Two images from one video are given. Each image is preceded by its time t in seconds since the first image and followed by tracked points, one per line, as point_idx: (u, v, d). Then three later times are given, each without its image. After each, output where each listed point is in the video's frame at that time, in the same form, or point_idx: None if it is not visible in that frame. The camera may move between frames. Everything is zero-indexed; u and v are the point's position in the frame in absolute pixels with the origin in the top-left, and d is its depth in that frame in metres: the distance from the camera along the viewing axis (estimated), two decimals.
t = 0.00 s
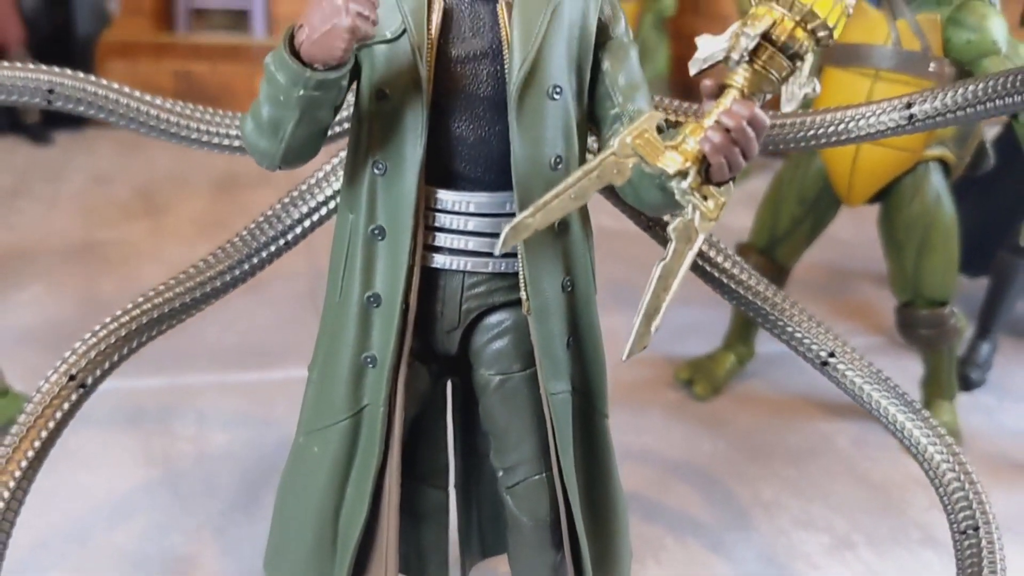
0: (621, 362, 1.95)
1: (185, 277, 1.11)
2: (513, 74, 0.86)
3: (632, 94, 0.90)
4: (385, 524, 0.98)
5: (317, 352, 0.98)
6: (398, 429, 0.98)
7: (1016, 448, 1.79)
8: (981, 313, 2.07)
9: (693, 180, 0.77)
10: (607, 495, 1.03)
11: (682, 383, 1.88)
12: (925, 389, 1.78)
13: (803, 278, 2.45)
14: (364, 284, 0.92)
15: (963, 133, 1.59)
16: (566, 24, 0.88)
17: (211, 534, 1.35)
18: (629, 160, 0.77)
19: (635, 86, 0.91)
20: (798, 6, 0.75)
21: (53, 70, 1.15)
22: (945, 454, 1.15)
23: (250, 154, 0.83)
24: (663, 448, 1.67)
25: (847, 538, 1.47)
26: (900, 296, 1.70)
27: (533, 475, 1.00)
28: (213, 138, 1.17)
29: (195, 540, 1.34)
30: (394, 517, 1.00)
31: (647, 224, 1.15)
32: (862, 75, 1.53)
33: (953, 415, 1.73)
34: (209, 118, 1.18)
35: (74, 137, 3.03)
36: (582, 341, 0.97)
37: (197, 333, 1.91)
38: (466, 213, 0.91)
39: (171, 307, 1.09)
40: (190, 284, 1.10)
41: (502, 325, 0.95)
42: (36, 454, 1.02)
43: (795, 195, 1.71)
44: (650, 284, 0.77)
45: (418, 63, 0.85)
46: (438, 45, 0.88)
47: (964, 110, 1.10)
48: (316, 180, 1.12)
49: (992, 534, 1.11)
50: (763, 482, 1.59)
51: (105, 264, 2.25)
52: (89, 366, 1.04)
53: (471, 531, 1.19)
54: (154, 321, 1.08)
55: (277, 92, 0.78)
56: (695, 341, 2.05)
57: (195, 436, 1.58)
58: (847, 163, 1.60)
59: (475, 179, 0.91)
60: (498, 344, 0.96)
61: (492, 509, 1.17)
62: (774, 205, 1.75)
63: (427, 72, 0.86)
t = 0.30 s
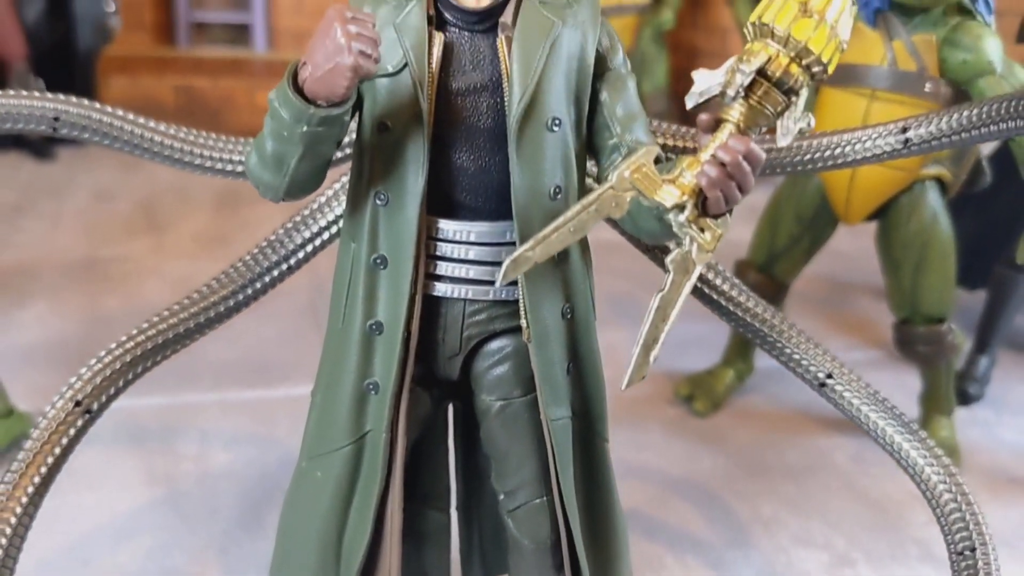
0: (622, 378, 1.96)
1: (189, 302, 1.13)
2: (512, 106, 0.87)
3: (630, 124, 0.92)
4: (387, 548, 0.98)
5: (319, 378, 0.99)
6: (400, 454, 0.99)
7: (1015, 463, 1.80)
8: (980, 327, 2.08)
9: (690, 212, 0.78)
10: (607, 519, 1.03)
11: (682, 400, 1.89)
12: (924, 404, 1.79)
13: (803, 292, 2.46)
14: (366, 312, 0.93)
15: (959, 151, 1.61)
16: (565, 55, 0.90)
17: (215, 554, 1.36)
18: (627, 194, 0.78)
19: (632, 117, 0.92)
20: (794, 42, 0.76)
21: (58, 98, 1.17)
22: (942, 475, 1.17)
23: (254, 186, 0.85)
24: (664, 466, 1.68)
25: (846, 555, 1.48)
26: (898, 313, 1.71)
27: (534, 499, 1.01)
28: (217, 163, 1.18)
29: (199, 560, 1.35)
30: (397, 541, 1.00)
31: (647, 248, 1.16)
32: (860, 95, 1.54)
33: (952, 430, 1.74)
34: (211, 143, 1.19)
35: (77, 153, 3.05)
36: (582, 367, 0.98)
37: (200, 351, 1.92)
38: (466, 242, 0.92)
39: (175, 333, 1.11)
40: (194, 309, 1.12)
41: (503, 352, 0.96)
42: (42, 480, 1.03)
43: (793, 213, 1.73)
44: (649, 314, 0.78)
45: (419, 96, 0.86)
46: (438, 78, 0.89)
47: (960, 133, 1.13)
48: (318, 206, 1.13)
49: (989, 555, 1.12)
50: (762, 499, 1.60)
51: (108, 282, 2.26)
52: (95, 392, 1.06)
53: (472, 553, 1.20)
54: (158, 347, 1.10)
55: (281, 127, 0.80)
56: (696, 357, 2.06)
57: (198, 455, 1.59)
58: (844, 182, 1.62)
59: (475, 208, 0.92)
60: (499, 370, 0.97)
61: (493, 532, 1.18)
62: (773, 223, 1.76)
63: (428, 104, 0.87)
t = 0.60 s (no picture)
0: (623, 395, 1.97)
1: (196, 329, 1.15)
2: (513, 142, 0.89)
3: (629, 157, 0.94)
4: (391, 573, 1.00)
5: (324, 405, 1.01)
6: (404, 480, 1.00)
7: (1014, 479, 1.81)
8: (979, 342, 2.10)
9: (687, 248, 0.80)
10: (608, 544, 1.04)
11: (683, 417, 1.91)
12: (923, 421, 1.81)
13: (804, 306, 2.48)
14: (370, 342, 0.95)
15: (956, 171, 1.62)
16: (565, 91, 0.91)
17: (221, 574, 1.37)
18: (625, 231, 0.81)
19: (631, 150, 0.94)
20: (789, 82, 0.77)
21: (66, 127, 1.19)
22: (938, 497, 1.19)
23: (260, 221, 0.87)
24: (666, 484, 1.69)
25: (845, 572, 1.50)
26: (897, 331, 1.73)
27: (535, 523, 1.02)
28: (224, 189, 1.20)
29: None
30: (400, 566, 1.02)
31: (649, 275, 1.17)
32: (857, 117, 1.56)
33: (951, 446, 1.76)
34: (217, 171, 1.21)
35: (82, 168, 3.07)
36: (584, 396, 1.00)
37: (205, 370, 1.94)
38: (469, 273, 0.94)
39: (182, 359, 1.13)
40: (201, 336, 1.14)
41: (505, 380, 0.98)
42: (53, 505, 1.06)
43: (792, 232, 1.74)
44: (648, 347, 0.80)
45: (422, 133, 0.88)
46: (440, 113, 0.91)
47: (957, 160, 1.16)
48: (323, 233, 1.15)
49: None
50: (761, 516, 1.62)
51: (113, 299, 2.28)
52: (104, 419, 1.09)
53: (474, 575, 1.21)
54: (165, 374, 1.12)
55: (288, 166, 0.82)
56: (697, 373, 2.08)
57: (204, 475, 1.60)
58: (842, 202, 1.63)
59: (478, 240, 0.94)
60: (501, 398, 0.98)
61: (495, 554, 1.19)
62: (772, 242, 1.78)
63: (430, 140, 0.89)
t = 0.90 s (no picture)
0: (624, 409, 1.98)
1: (200, 352, 1.16)
2: (514, 172, 0.90)
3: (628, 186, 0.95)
4: None
5: (328, 430, 1.02)
6: (406, 503, 1.01)
7: (1013, 493, 1.82)
8: (978, 354, 2.11)
9: (685, 278, 0.81)
10: (609, 567, 1.05)
11: (683, 431, 1.92)
12: (923, 436, 1.81)
13: (804, 318, 2.49)
14: (373, 369, 0.95)
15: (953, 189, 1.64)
16: (565, 120, 0.93)
17: None
18: (624, 261, 0.82)
19: (630, 178, 0.96)
20: (784, 115, 0.78)
21: (72, 152, 1.20)
22: (935, 517, 1.20)
23: (265, 251, 0.88)
24: (667, 499, 1.70)
25: None
26: (896, 347, 1.74)
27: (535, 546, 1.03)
28: (227, 212, 1.21)
29: None
30: None
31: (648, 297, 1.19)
32: (855, 135, 1.58)
33: (950, 461, 1.76)
34: (222, 194, 1.22)
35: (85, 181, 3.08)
36: (585, 420, 1.01)
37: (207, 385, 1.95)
38: (470, 300, 0.95)
39: (187, 383, 1.15)
40: (205, 359, 1.15)
41: (506, 405, 0.99)
42: (58, 529, 1.08)
43: (791, 249, 1.76)
44: (647, 376, 0.82)
45: (424, 163, 0.90)
46: (442, 143, 0.93)
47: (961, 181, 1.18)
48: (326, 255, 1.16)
49: None
50: (761, 532, 1.63)
51: (116, 313, 2.29)
52: (110, 443, 1.11)
53: None
54: (170, 397, 1.14)
55: (292, 199, 0.83)
56: (696, 387, 2.09)
57: (208, 492, 1.62)
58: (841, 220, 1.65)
59: (479, 268, 0.95)
60: (501, 423, 0.99)
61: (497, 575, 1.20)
62: (771, 258, 1.79)
63: (432, 170, 0.90)
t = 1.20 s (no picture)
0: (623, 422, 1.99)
1: (201, 374, 1.17)
2: (513, 199, 0.91)
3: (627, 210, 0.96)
4: None
5: (329, 452, 1.03)
6: (406, 524, 1.01)
7: (1011, 507, 1.82)
8: (976, 367, 2.12)
9: (683, 306, 0.82)
10: None
11: (683, 446, 1.93)
12: (922, 450, 1.82)
13: (803, 330, 2.50)
14: (374, 392, 0.96)
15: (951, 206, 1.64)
16: (565, 145, 0.94)
17: None
18: (622, 288, 0.82)
19: (629, 202, 0.96)
20: (783, 145, 0.79)
21: (75, 174, 1.21)
22: (933, 536, 1.21)
23: (266, 277, 0.89)
24: (666, 514, 1.71)
25: None
26: (894, 363, 1.74)
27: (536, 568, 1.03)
28: (228, 233, 1.22)
29: None
30: None
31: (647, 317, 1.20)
32: (854, 152, 1.59)
33: (949, 476, 1.77)
34: (223, 216, 1.23)
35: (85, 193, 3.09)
36: (584, 443, 1.01)
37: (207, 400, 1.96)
38: (470, 324, 0.96)
39: (188, 405, 1.16)
40: (206, 380, 1.16)
41: (506, 427, 1.00)
42: (61, 551, 1.08)
43: (789, 264, 1.76)
44: (645, 403, 0.82)
45: (424, 189, 0.91)
46: (442, 170, 0.93)
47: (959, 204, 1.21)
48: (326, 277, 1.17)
49: None
50: (761, 548, 1.63)
51: (117, 327, 2.30)
52: (112, 465, 1.12)
53: None
54: (171, 419, 1.15)
55: (294, 227, 0.84)
56: (696, 401, 2.09)
57: (210, 508, 1.62)
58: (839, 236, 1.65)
59: (479, 292, 0.96)
60: (501, 445, 1.00)
61: None
62: (770, 273, 1.80)
63: (433, 196, 0.91)
